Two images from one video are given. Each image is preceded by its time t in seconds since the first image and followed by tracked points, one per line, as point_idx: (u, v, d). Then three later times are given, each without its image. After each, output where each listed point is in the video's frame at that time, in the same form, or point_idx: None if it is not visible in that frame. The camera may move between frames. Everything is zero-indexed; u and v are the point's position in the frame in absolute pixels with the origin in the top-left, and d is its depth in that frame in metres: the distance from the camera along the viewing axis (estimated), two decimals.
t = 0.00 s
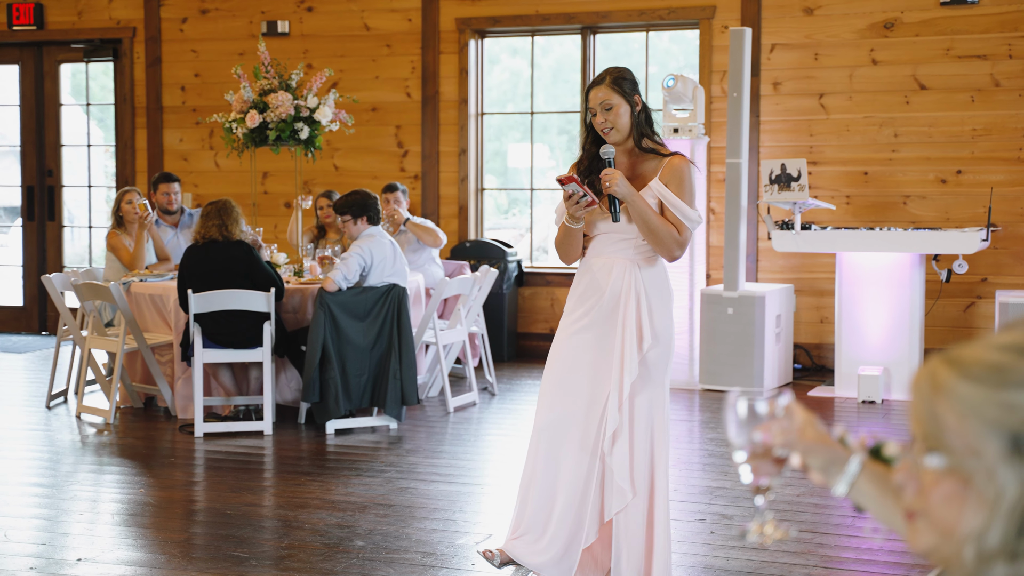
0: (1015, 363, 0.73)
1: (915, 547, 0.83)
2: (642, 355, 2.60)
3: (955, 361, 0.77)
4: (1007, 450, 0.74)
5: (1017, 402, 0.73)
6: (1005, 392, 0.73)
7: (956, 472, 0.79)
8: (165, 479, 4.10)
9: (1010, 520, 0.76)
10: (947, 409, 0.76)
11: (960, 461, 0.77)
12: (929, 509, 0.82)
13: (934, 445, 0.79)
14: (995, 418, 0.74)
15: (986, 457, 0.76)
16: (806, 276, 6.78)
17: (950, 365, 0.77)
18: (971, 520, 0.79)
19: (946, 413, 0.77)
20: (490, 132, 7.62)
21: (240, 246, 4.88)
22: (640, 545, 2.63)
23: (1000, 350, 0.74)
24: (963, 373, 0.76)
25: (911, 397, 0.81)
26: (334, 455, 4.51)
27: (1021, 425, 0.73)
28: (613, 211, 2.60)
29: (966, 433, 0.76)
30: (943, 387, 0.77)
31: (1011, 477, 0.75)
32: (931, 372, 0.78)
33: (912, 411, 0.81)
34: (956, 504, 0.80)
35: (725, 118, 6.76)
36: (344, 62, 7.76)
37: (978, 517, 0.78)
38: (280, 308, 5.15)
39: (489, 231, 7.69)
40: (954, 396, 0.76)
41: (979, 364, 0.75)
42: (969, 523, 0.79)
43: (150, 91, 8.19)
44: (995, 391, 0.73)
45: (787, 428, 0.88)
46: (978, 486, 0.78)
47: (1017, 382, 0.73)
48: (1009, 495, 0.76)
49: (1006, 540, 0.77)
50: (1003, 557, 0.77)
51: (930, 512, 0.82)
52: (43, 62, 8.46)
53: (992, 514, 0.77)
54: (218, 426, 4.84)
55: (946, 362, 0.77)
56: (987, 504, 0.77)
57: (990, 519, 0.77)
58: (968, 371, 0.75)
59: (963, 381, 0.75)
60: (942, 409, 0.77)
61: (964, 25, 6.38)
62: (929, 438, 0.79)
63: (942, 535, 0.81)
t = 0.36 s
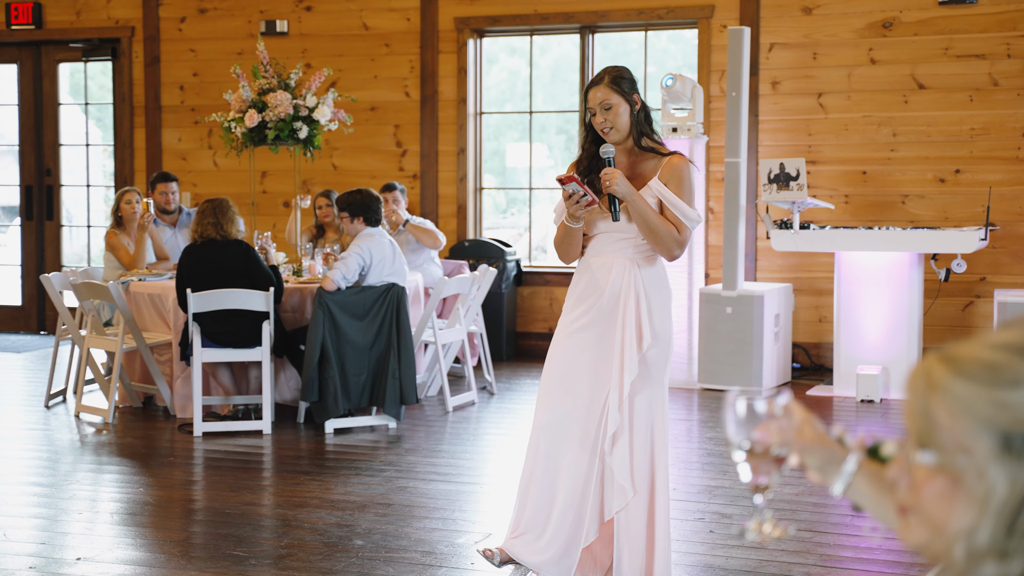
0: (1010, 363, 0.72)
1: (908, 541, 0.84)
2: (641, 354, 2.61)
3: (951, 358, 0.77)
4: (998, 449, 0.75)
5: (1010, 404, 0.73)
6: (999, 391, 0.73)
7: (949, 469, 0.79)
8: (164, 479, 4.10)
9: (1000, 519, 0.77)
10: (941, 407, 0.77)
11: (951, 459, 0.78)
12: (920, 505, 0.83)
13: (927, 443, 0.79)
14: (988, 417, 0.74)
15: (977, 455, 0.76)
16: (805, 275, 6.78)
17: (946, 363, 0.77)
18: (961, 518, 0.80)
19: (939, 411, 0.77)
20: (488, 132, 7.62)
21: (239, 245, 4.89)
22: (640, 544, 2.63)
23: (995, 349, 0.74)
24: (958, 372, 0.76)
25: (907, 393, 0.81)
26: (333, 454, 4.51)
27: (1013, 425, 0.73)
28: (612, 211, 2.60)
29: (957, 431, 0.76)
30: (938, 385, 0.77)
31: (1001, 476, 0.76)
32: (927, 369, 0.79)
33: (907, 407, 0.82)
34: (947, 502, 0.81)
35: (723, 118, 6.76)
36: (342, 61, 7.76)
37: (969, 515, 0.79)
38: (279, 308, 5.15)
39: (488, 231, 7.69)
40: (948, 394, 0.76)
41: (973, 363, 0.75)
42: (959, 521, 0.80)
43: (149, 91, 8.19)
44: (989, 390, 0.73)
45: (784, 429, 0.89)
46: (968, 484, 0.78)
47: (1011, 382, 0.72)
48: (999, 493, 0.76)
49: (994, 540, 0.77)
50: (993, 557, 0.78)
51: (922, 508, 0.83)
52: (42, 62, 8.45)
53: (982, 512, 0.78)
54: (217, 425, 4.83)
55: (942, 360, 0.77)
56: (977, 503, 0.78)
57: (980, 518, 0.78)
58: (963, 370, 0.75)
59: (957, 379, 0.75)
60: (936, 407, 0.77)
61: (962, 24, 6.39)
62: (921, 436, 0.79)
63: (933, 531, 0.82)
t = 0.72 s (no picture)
0: (1010, 356, 0.73)
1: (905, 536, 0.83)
2: (639, 351, 2.61)
3: (949, 353, 0.76)
4: (996, 443, 0.74)
5: (1011, 397, 0.72)
6: (998, 386, 0.72)
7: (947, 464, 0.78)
8: (163, 476, 4.10)
9: (998, 514, 0.76)
10: (939, 402, 0.76)
11: (949, 455, 0.77)
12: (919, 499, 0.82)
13: (924, 439, 0.78)
14: (987, 411, 0.73)
15: (975, 450, 0.75)
16: (803, 273, 6.79)
17: (944, 359, 0.76)
18: (960, 513, 0.79)
19: (937, 406, 0.76)
20: (486, 130, 7.62)
21: (238, 243, 4.89)
22: (638, 541, 2.63)
23: (993, 343, 0.74)
24: (956, 366, 0.75)
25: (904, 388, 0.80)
26: (332, 452, 4.52)
27: (1012, 419, 0.73)
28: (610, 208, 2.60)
29: (956, 425, 0.75)
30: (936, 380, 0.76)
31: (998, 470, 0.75)
32: (925, 365, 0.77)
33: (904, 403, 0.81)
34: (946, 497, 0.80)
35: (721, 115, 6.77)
36: (340, 58, 7.75)
37: (966, 509, 0.78)
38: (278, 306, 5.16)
39: (486, 229, 7.70)
40: (947, 388, 0.75)
41: (972, 358, 0.74)
42: (957, 515, 0.79)
43: (147, 89, 8.18)
44: (988, 385, 0.73)
45: (782, 425, 0.86)
46: (967, 478, 0.77)
47: (1011, 376, 0.72)
48: (997, 488, 0.76)
49: (993, 534, 0.77)
50: (991, 551, 0.77)
51: (920, 504, 0.82)
52: (39, 59, 8.44)
53: (979, 506, 0.77)
54: (215, 423, 4.83)
55: (938, 354, 0.77)
56: (975, 497, 0.77)
57: (977, 512, 0.77)
58: (962, 365, 0.75)
59: (956, 374, 0.74)
60: (934, 402, 0.76)
61: (960, 22, 6.39)
62: (919, 431, 0.78)
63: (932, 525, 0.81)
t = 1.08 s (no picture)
0: (1014, 351, 0.71)
1: (915, 530, 0.82)
2: (639, 348, 2.61)
3: (957, 349, 0.75)
4: (1003, 438, 0.73)
5: (1012, 391, 0.71)
6: (1003, 379, 0.71)
7: (955, 457, 0.77)
8: (163, 474, 4.09)
9: (1006, 508, 0.75)
10: (945, 398, 0.75)
11: (956, 449, 0.76)
12: (927, 494, 0.81)
13: (931, 433, 0.78)
14: (993, 406, 0.72)
15: (981, 444, 0.74)
16: (803, 271, 6.79)
17: (951, 353, 0.75)
18: (968, 507, 0.77)
19: (943, 401, 0.75)
20: (486, 128, 7.62)
21: (238, 241, 4.89)
22: (637, 538, 2.63)
23: (1000, 339, 0.72)
24: (962, 361, 0.74)
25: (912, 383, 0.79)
26: (332, 450, 4.51)
27: (1018, 413, 0.71)
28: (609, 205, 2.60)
29: (963, 420, 0.74)
30: (943, 374, 0.75)
31: (1007, 464, 0.73)
32: (932, 360, 0.77)
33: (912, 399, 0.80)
34: (953, 491, 0.78)
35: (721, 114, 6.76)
36: (340, 57, 7.75)
37: (974, 504, 0.77)
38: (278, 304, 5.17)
39: (486, 227, 7.69)
40: (953, 383, 0.74)
41: (980, 352, 0.73)
42: (965, 509, 0.78)
43: (146, 87, 8.17)
44: (994, 378, 0.72)
45: (786, 418, 0.87)
46: (974, 473, 0.76)
47: (1015, 370, 0.71)
48: (1005, 482, 0.74)
49: (1000, 528, 0.75)
50: (999, 545, 0.76)
51: (928, 498, 0.81)
52: (38, 58, 8.43)
53: (986, 501, 0.76)
54: (215, 421, 4.83)
55: (944, 349, 0.76)
56: (981, 492, 0.76)
57: (985, 507, 0.76)
58: (968, 360, 0.73)
59: (962, 368, 0.73)
60: (942, 397, 0.75)
61: (960, 20, 6.39)
62: (926, 425, 0.77)
63: (938, 520, 0.80)
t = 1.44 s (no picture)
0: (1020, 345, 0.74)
1: (917, 525, 0.84)
2: (638, 345, 2.61)
3: (959, 343, 0.78)
4: (1007, 432, 0.75)
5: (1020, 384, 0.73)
6: (1007, 373, 0.73)
7: (959, 451, 0.79)
8: (161, 471, 4.09)
9: (1010, 501, 0.77)
10: (951, 391, 0.77)
11: (960, 444, 0.78)
12: (930, 489, 0.83)
13: (935, 427, 0.80)
14: (998, 400, 0.74)
15: (987, 439, 0.76)
16: (800, 268, 6.80)
17: (954, 348, 0.77)
18: (971, 502, 0.79)
19: (948, 396, 0.77)
20: (484, 125, 7.61)
21: (237, 238, 4.88)
22: (635, 534, 2.64)
23: (1004, 332, 0.75)
24: (966, 356, 0.76)
25: (913, 379, 0.81)
26: (330, 446, 4.51)
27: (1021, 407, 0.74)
28: (607, 201, 2.60)
29: (968, 415, 0.76)
30: (946, 369, 0.77)
31: (1011, 458, 0.75)
32: (935, 354, 0.79)
33: (913, 395, 0.82)
34: (956, 486, 0.80)
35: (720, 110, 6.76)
36: (339, 53, 7.75)
37: (978, 498, 0.78)
38: (276, 300, 5.17)
39: (484, 224, 7.69)
40: (957, 377, 0.76)
41: (983, 348, 0.75)
42: (968, 504, 0.79)
43: (144, 83, 8.16)
44: (998, 373, 0.74)
45: (792, 412, 0.89)
46: (978, 468, 0.78)
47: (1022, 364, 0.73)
48: (1008, 477, 0.76)
49: (1004, 522, 0.77)
50: (1002, 539, 0.78)
51: (931, 493, 0.83)
52: (36, 54, 8.41)
53: (990, 495, 0.77)
54: (214, 417, 4.83)
55: (945, 343, 0.78)
56: (986, 486, 0.77)
57: (989, 501, 0.77)
58: (973, 354, 0.76)
59: (965, 363, 0.76)
60: (946, 391, 0.77)
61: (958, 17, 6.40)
62: (930, 419, 0.79)
63: (942, 515, 0.81)
